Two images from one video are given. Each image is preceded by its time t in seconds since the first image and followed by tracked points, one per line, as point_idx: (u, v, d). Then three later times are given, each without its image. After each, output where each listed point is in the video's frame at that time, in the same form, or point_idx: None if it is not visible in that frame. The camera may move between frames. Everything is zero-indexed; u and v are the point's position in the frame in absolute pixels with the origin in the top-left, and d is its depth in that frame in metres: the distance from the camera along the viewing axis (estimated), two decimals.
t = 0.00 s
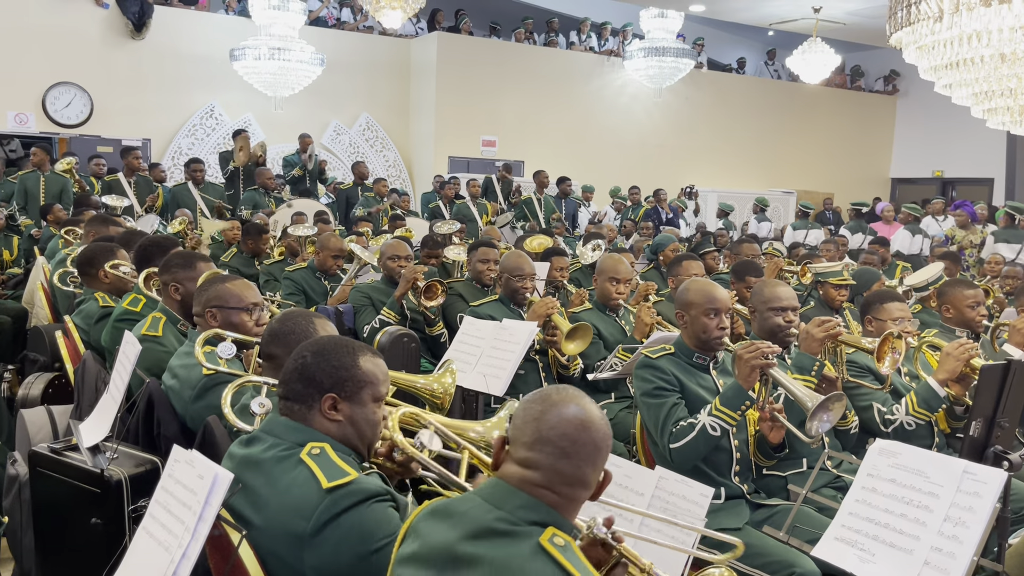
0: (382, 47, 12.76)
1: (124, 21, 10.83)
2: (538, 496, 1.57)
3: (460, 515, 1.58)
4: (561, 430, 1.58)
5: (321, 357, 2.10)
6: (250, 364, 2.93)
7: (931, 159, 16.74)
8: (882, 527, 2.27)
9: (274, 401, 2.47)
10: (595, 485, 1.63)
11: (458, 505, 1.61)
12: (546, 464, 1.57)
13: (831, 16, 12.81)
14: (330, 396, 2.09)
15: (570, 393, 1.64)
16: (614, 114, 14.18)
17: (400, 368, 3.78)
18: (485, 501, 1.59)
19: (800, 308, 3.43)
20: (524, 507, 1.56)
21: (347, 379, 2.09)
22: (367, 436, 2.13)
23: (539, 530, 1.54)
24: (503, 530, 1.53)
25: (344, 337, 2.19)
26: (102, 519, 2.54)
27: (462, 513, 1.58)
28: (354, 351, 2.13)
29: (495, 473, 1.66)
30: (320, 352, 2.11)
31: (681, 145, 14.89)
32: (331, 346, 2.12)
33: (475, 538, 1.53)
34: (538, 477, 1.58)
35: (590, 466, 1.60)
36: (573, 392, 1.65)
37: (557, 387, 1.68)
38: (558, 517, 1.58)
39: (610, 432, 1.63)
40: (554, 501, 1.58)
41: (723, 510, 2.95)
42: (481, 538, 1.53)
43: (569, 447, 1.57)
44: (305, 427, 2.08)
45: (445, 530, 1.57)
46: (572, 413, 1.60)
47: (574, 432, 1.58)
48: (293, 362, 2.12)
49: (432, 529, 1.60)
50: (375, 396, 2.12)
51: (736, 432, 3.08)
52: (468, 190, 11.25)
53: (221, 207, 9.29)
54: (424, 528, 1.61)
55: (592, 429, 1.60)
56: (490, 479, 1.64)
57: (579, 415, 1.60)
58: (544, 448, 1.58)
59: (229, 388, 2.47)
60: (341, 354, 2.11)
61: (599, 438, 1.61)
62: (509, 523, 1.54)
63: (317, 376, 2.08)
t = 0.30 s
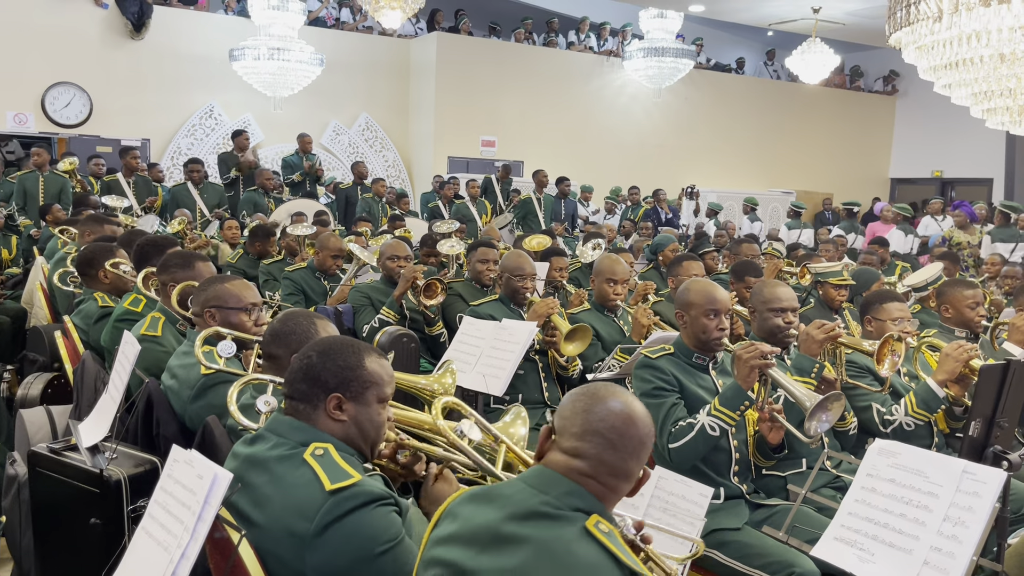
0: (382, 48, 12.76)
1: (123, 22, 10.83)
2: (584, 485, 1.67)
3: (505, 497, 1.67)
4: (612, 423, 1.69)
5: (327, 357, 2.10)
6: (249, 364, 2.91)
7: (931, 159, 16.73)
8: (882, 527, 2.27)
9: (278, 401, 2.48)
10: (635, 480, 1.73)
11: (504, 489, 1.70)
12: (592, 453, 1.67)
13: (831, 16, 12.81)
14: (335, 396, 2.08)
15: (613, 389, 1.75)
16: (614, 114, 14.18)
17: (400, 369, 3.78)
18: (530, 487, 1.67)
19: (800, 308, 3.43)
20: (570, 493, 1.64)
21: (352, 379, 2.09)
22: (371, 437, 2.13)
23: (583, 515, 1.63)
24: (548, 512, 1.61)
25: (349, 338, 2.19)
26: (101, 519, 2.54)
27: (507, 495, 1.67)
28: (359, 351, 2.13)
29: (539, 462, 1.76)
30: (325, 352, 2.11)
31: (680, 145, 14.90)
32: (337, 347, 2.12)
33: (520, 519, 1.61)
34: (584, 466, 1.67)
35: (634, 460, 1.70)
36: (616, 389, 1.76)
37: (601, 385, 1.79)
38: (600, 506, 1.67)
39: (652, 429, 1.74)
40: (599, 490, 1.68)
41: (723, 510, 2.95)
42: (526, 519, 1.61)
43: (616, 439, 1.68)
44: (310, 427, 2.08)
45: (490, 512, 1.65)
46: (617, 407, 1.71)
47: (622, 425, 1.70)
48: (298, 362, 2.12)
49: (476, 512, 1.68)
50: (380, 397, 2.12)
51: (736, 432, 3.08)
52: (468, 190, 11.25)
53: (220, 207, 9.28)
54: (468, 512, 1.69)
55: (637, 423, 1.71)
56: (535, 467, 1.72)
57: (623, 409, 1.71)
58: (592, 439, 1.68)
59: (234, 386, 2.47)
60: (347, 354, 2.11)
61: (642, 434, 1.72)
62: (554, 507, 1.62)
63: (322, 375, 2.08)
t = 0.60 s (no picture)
0: (382, 47, 12.75)
1: (123, 22, 10.83)
2: (604, 477, 1.70)
3: (526, 487, 1.70)
4: (632, 418, 1.74)
5: (327, 358, 2.10)
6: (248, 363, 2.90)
7: (930, 160, 16.73)
8: (883, 527, 2.27)
9: (277, 400, 2.48)
10: (651, 476, 1.77)
11: (524, 480, 1.73)
12: (613, 448, 1.71)
13: (831, 16, 12.80)
14: (335, 397, 2.08)
15: (629, 389, 1.80)
16: (613, 114, 14.18)
17: (400, 369, 3.77)
18: (550, 478, 1.70)
19: (801, 310, 3.43)
20: (590, 484, 1.67)
21: (352, 381, 2.08)
22: (369, 438, 2.13)
23: (603, 506, 1.66)
24: (570, 502, 1.64)
25: (349, 339, 2.19)
26: (101, 519, 2.54)
27: (528, 486, 1.70)
28: (359, 352, 2.13)
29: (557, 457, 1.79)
30: (325, 353, 2.11)
31: (680, 145, 14.89)
32: (337, 348, 2.12)
33: (541, 507, 1.64)
34: (605, 460, 1.71)
35: (651, 456, 1.75)
36: (632, 388, 1.81)
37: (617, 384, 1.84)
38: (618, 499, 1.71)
39: (669, 426, 1.79)
40: (618, 484, 1.71)
41: (723, 510, 2.95)
42: (547, 507, 1.63)
43: (636, 435, 1.72)
44: (308, 427, 2.08)
45: (510, 502, 1.68)
46: (635, 404, 1.76)
47: (642, 421, 1.74)
48: (298, 363, 2.12)
49: (496, 503, 1.70)
50: (379, 398, 2.12)
51: (736, 433, 3.09)
52: (468, 190, 11.24)
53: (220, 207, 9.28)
54: (488, 502, 1.72)
55: (655, 420, 1.76)
56: (554, 461, 1.76)
57: (640, 406, 1.76)
58: (612, 434, 1.72)
59: (234, 384, 2.46)
60: (346, 355, 2.11)
61: (659, 431, 1.76)
62: (575, 496, 1.65)
63: (322, 376, 2.08)
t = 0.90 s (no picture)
0: (382, 47, 12.75)
1: (123, 22, 10.83)
2: (610, 468, 1.73)
3: (534, 478, 1.72)
4: (638, 412, 1.77)
5: (326, 358, 2.10)
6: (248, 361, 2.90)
7: (930, 160, 16.74)
8: (884, 526, 2.27)
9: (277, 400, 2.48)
10: (656, 470, 1.80)
11: (532, 471, 1.75)
12: (620, 441, 1.74)
13: (831, 16, 12.80)
14: (334, 396, 2.08)
15: (635, 385, 1.83)
16: (614, 114, 14.18)
17: (400, 368, 3.77)
18: (558, 469, 1.72)
19: (802, 310, 3.43)
20: (597, 475, 1.70)
21: (351, 380, 2.09)
22: (368, 437, 2.12)
23: (609, 496, 1.68)
24: (576, 491, 1.66)
25: (349, 338, 2.19)
26: (102, 518, 2.54)
27: (535, 477, 1.72)
28: (359, 352, 2.13)
29: (565, 451, 1.82)
30: (325, 352, 2.11)
31: (680, 145, 14.89)
32: (336, 347, 2.12)
33: (549, 496, 1.66)
34: (611, 452, 1.74)
35: (657, 450, 1.78)
36: (638, 384, 1.84)
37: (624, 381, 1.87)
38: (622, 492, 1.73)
39: (674, 422, 1.82)
40: (623, 476, 1.74)
41: (723, 509, 2.95)
42: (554, 496, 1.66)
43: (642, 428, 1.75)
44: (308, 427, 2.08)
45: (518, 491, 1.70)
46: (640, 399, 1.79)
47: (648, 414, 1.77)
48: (298, 363, 2.12)
49: (503, 493, 1.72)
50: (379, 397, 2.12)
51: (736, 432, 3.09)
52: (468, 190, 11.24)
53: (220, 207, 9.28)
54: (496, 493, 1.74)
55: (660, 414, 1.79)
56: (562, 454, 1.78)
57: (645, 402, 1.79)
58: (619, 427, 1.75)
59: (233, 384, 2.46)
60: (346, 354, 2.11)
61: (664, 426, 1.79)
62: (581, 486, 1.68)
63: (322, 376, 2.08)
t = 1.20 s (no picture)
0: (383, 47, 12.75)
1: (124, 21, 10.84)
2: (617, 467, 1.74)
3: (542, 475, 1.73)
4: (647, 412, 1.79)
5: (326, 358, 2.10)
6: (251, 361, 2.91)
7: (931, 159, 16.73)
8: (884, 527, 2.27)
9: (279, 401, 2.48)
10: (663, 470, 1.82)
11: (541, 469, 1.76)
12: (628, 440, 1.76)
13: (832, 16, 12.80)
14: (335, 396, 2.09)
15: (642, 385, 1.85)
16: (614, 114, 14.18)
17: (402, 368, 3.77)
18: (566, 467, 1.74)
19: (803, 310, 3.43)
20: (605, 474, 1.71)
21: (352, 381, 2.09)
22: (369, 437, 2.12)
23: (616, 494, 1.69)
24: (584, 488, 1.67)
25: (349, 339, 2.20)
26: (103, 518, 2.54)
27: (543, 474, 1.73)
28: (360, 352, 2.13)
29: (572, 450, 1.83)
30: (325, 353, 2.11)
31: (680, 145, 14.88)
32: (337, 348, 2.12)
33: (556, 493, 1.67)
34: (620, 451, 1.75)
35: (664, 449, 1.79)
36: (645, 385, 1.86)
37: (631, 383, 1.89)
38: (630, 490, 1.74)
39: (681, 422, 1.84)
40: (630, 475, 1.75)
41: (725, 510, 2.95)
42: (562, 494, 1.67)
43: (651, 427, 1.77)
44: (308, 428, 2.08)
45: (527, 488, 1.71)
46: (648, 400, 1.81)
47: (655, 414, 1.80)
48: (298, 364, 2.12)
49: (512, 490, 1.74)
50: (379, 397, 2.12)
51: (737, 432, 3.09)
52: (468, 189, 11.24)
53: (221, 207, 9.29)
54: (504, 491, 1.75)
55: (669, 414, 1.81)
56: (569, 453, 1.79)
57: (652, 402, 1.80)
58: (626, 426, 1.77)
59: (235, 385, 2.47)
60: (346, 355, 2.11)
61: (672, 426, 1.81)
62: (588, 483, 1.69)
63: (322, 377, 2.09)
